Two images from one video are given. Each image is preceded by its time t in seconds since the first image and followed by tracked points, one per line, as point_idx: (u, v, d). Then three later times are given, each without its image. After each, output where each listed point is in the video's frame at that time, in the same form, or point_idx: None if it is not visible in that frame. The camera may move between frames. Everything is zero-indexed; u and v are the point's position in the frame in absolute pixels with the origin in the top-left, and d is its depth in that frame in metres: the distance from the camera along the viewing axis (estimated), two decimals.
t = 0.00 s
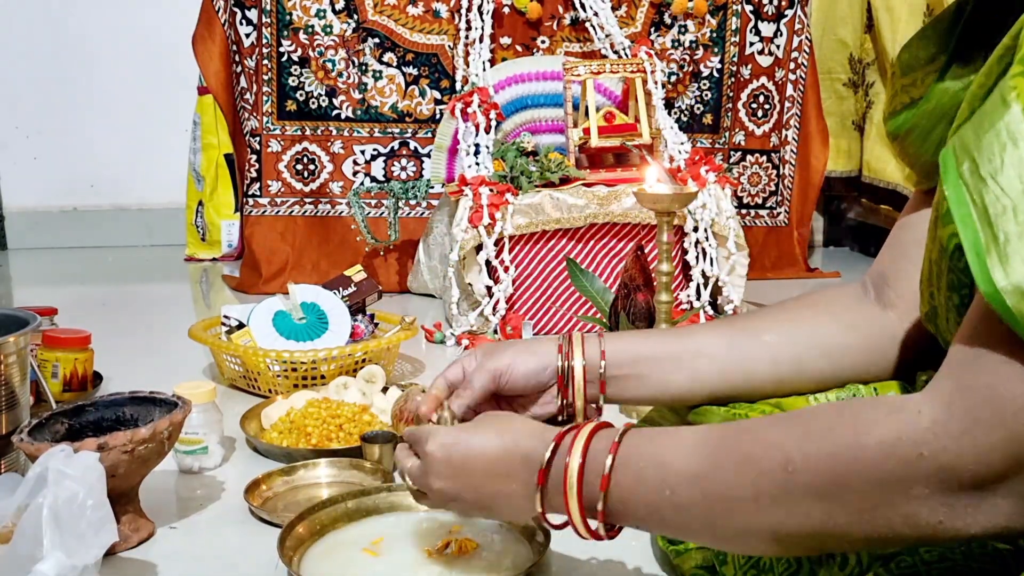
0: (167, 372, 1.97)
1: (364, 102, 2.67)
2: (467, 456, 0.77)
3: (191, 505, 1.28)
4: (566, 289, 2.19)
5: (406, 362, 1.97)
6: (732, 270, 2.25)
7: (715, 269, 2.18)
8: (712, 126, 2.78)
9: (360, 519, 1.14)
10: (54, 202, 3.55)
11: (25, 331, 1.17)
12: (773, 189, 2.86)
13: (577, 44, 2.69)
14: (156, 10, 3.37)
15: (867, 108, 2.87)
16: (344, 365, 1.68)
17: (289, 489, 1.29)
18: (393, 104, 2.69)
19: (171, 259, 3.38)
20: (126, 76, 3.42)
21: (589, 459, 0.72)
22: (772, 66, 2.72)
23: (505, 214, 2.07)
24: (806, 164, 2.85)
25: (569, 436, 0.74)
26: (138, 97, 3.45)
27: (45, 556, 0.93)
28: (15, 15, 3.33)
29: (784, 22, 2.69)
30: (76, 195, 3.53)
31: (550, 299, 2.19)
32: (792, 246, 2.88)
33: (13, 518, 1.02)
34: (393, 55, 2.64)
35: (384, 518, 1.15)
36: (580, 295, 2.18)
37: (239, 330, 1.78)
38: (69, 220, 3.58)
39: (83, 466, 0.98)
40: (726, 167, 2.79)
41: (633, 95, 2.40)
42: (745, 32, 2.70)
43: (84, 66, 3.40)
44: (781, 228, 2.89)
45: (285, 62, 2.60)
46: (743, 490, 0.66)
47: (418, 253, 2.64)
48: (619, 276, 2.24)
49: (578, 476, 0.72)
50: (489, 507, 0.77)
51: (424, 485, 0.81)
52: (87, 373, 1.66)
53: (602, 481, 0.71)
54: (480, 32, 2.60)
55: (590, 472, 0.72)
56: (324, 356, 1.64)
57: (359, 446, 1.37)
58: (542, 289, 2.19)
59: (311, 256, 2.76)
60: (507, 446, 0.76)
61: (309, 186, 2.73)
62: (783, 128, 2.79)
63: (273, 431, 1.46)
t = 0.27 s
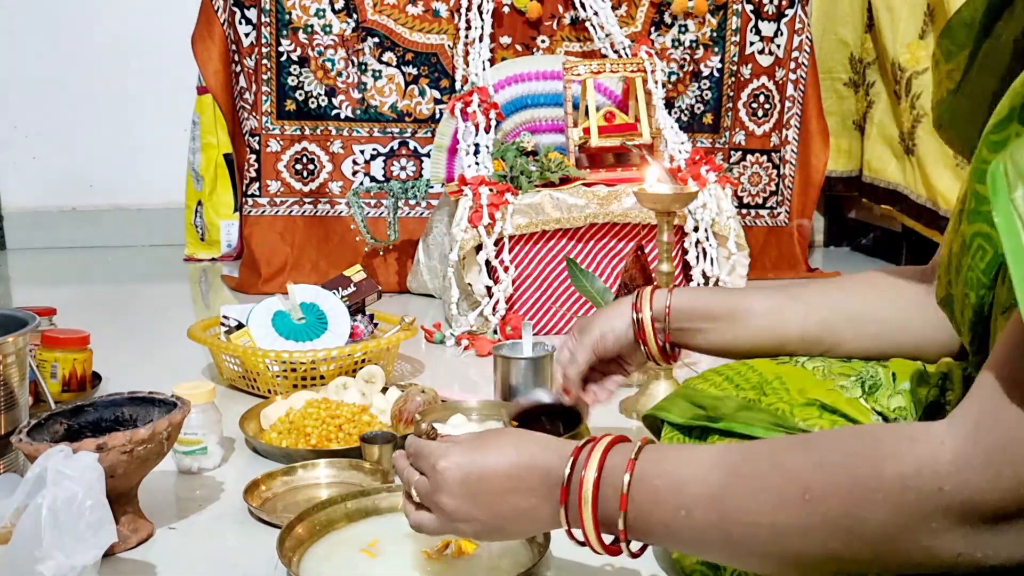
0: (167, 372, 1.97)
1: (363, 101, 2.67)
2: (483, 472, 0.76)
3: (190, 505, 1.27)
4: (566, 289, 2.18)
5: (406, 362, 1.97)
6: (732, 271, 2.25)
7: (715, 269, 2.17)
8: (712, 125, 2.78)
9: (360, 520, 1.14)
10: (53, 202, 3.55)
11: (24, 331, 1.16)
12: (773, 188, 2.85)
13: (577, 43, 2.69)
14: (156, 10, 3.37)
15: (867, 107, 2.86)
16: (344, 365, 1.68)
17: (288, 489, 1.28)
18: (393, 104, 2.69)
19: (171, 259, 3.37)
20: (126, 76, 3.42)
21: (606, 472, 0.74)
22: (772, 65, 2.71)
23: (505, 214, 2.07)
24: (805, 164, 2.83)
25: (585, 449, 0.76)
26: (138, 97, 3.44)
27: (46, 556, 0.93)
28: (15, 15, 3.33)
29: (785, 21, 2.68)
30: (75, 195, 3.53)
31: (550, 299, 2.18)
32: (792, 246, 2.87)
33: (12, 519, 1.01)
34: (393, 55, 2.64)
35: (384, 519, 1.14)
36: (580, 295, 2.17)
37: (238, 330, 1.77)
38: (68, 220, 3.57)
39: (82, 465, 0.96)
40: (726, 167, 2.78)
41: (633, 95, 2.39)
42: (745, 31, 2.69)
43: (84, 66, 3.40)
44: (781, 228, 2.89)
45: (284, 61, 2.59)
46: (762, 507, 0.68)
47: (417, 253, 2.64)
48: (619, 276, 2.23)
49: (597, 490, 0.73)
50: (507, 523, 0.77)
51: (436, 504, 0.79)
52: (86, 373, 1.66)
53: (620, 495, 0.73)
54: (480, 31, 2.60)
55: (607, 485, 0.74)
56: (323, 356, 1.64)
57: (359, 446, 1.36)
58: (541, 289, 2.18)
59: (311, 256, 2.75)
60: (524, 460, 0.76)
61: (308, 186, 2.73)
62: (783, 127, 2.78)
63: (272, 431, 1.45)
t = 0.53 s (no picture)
0: (168, 372, 1.98)
1: (364, 102, 2.68)
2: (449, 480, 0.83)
3: (192, 504, 1.28)
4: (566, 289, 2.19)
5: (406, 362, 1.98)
6: (732, 271, 2.26)
7: (714, 269, 2.19)
8: (712, 126, 2.78)
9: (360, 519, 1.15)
10: (54, 202, 3.55)
11: (27, 331, 1.17)
12: (772, 189, 2.86)
13: (577, 44, 2.70)
14: (157, 11, 3.38)
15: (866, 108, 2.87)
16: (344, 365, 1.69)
17: (289, 489, 1.29)
18: (394, 105, 2.70)
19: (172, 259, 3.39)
20: (127, 77, 3.43)
21: (571, 479, 0.78)
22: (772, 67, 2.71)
23: (505, 214, 2.07)
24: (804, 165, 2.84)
25: (548, 459, 0.80)
26: (139, 98, 3.45)
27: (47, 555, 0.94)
28: (16, 15, 3.34)
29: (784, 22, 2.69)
30: (76, 195, 3.53)
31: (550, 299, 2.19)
32: (792, 247, 2.88)
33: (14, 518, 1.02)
34: (393, 56, 2.65)
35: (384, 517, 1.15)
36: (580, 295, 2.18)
37: (239, 330, 1.78)
38: (69, 221, 3.58)
39: (84, 465, 0.98)
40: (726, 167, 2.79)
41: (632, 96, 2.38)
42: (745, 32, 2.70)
43: (85, 67, 3.41)
44: (780, 229, 2.90)
45: (285, 62, 2.60)
46: (720, 522, 0.71)
47: (418, 253, 2.64)
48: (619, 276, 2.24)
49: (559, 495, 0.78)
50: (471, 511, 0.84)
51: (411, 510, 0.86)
52: (87, 373, 1.67)
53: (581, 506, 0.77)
54: (481, 32, 2.60)
55: (568, 497, 0.78)
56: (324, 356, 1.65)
57: (360, 446, 1.37)
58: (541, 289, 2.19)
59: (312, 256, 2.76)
60: (480, 461, 0.82)
61: (310, 186, 2.74)
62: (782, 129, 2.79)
63: (273, 431, 1.46)
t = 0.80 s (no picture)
0: (167, 372, 1.96)
1: (364, 101, 2.67)
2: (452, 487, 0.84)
3: (190, 505, 1.27)
4: (566, 289, 2.18)
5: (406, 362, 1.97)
6: (733, 271, 2.25)
7: (715, 269, 2.17)
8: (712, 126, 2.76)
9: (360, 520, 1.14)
10: (53, 202, 3.54)
11: (25, 331, 1.16)
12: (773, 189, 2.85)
13: (577, 43, 2.69)
14: (157, 10, 3.37)
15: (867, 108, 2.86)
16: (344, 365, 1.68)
17: (288, 489, 1.28)
18: (393, 104, 2.69)
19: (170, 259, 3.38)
20: (126, 76, 3.42)
21: (582, 494, 0.78)
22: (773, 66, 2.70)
23: (505, 214, 2.06)
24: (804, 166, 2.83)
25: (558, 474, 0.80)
26: (138, 97, 3.44)
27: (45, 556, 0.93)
28: (15, 14, 3.33)
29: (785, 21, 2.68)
30: (75, 194, 3.52)
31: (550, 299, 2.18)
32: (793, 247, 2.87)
33: (12, 519, 1.01)
34: (393, 54, 2.64)
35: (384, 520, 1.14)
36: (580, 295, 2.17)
37: (238, 330, 1.77)
38: (68, 220, 3.57)
39: (81, 465, 0.96)
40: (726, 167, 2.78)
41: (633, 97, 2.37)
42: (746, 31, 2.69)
43: (84, 66, 3.40)
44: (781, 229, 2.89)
45: (284, 61, 2.59)
46: (731, 550, 0.72)
47: (417, 253, 2.63)
48: (619, 276, 2.23)
49: (571, 511, 0.78)
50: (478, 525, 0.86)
51: (416, 522, 0.88)
52: (86, 373, 1.66)
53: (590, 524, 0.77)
54: (480, 31, 2.59)
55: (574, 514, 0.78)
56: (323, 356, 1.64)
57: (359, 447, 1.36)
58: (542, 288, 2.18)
59: (311, 256, 2.75)
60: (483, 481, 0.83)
61: (309, 186, 2.73)
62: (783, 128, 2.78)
63: (273, 431, 1.45)
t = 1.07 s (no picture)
0: (167, 372, 1.97)
1: (364, 102, 2.67)
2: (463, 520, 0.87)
3: (190, 505, 1.28)
4: (566, 289, 2.18)
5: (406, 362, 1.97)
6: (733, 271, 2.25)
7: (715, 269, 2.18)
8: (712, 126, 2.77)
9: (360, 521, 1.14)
10: (53, 202, 3.55)
11: (25, 331, 1.16)
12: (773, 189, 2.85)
13: (577, 43, 2.69)
14: (156, 10, 3.37)
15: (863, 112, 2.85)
16: (344, 365, 1.68)
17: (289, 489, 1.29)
18: (393, 104, 2.69)
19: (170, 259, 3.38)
20: (126, 76, 3.42)
21: (589, 501, 0.79)
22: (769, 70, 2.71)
23: (505, 214, 2.06)
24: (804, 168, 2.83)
25: (572, 479, 0.81)
26: (138, 97, 3.44)
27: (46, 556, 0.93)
28: (15, 14, 3.33)
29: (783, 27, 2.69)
30: (75, 195, 3.53)
31: (550, 298, 2.18)
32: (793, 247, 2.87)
33: (12, 519, 1.01)
34: (393, 55, 2.64)
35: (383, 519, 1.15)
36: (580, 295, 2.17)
37: (238, 330, 1.77)
38: (68, 220, 3.57)
39: (81, 465, 0.96)
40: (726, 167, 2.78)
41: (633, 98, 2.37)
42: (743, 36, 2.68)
43: (84, 66, 3.40)
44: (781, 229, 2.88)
45: (284, 61, 2.59)
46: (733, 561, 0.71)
47: (418, 253, 2.64)
48: (619, 276, 2.23)
49: (576, 516, 0.79)
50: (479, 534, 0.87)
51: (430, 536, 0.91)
52: (86, 373, 1.66)
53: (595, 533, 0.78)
54: (480, 31, 2.59)
55: (585, 515, 0.79)
56: (323, 356, 1.64)
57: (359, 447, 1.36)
58: (541, 289, 2.18)
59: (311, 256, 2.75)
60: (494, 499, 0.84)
61: (308, 186, 2.73)
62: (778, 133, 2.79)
63: (273, 432, 1.45)
